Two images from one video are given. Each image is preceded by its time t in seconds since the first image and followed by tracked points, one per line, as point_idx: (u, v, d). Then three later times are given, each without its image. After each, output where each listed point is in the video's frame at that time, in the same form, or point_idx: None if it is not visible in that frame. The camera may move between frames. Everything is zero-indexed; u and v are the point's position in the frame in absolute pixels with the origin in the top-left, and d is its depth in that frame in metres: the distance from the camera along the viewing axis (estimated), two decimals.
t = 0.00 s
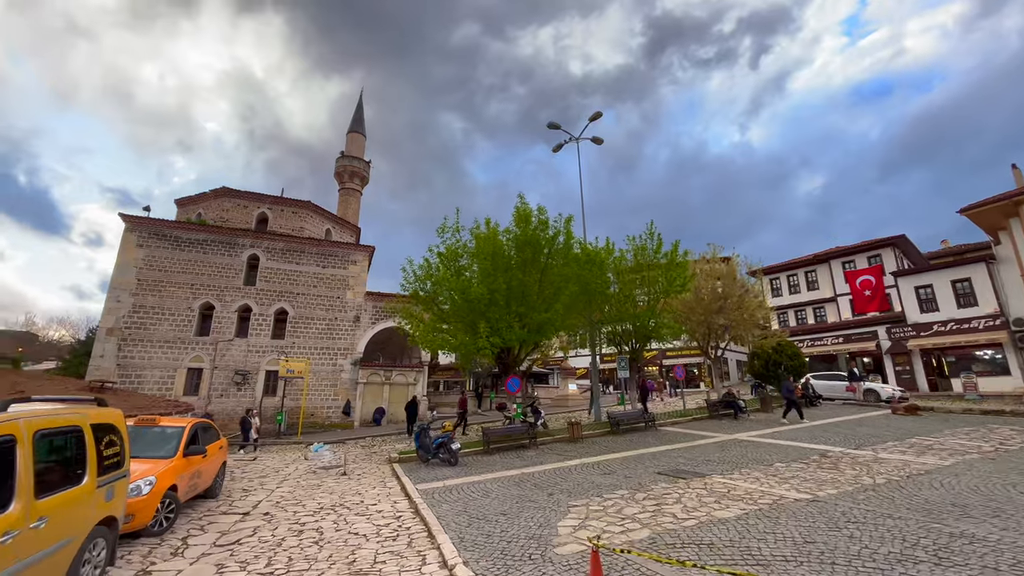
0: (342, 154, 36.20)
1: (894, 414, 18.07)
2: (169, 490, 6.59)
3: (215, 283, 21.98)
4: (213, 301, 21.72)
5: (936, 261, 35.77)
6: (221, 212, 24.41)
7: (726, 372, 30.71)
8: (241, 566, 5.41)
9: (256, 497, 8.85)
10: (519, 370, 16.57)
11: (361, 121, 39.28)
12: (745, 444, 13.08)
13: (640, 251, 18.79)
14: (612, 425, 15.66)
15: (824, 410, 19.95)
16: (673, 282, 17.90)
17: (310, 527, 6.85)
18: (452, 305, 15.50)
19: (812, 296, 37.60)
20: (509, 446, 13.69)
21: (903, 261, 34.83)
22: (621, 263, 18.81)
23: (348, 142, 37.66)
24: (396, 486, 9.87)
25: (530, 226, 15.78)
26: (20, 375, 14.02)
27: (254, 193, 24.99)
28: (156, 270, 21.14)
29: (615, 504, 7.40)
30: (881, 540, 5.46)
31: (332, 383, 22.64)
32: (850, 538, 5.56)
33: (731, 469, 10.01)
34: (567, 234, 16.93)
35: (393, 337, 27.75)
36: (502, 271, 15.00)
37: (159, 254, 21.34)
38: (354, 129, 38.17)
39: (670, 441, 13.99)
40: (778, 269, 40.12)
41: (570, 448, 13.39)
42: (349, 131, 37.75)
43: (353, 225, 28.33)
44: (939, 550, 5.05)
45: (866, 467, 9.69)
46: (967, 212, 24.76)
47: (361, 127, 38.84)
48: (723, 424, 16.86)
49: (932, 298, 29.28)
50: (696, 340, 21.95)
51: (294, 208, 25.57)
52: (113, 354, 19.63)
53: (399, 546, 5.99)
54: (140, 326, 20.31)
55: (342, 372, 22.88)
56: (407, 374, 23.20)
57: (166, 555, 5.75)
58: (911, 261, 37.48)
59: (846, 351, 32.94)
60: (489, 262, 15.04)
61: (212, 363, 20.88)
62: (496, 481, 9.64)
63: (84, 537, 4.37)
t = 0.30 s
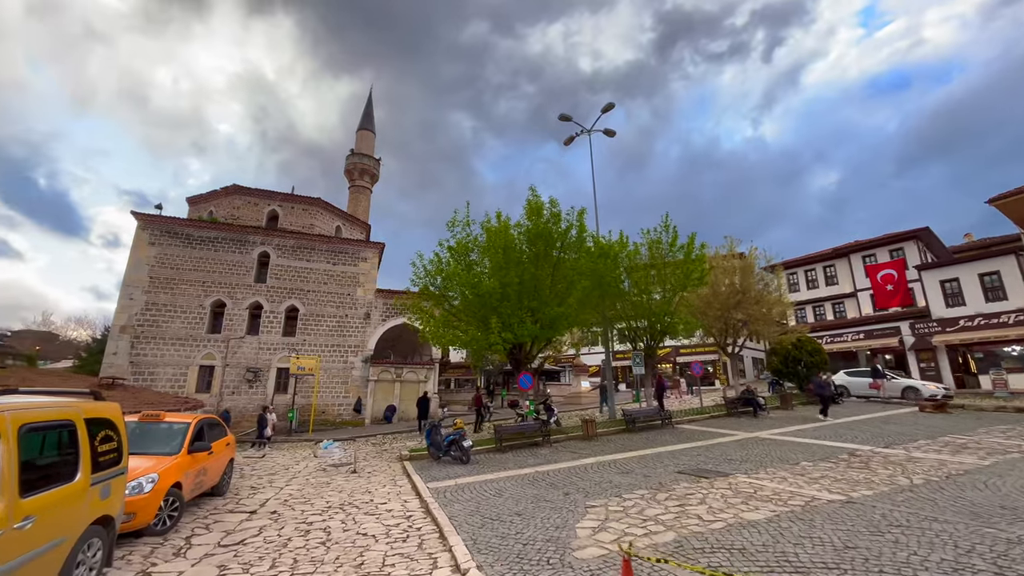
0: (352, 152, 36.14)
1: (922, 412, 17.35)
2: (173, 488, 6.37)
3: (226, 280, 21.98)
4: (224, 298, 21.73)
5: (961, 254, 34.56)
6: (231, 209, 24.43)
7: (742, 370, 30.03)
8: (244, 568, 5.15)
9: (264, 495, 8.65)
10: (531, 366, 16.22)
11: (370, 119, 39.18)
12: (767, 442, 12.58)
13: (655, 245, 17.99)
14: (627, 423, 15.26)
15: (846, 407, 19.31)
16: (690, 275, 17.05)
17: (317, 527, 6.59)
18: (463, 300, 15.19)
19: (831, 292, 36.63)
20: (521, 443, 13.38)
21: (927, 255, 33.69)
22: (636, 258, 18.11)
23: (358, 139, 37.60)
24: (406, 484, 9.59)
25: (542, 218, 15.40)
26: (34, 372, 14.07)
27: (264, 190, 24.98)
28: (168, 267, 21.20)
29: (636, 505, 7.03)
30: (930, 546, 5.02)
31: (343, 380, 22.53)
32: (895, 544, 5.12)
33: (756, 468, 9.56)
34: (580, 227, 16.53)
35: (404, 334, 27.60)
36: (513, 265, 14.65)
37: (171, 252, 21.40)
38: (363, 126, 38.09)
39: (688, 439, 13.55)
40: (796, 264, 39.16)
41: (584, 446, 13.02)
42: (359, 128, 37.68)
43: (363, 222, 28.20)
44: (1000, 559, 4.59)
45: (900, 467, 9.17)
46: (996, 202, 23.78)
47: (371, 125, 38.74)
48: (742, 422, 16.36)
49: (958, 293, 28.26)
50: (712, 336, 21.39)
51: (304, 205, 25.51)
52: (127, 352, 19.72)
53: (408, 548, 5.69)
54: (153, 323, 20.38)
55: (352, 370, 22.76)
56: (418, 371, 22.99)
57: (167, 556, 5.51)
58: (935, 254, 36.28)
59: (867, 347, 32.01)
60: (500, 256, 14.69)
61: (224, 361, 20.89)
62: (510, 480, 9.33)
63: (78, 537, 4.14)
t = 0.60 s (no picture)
0: (364, 149, 36.02)
1: (958, 410, 16.48)
2: (176, 488, 6.10)
3: (239, 277, 21.95)
4: (237, 295, 21.71)
5: (994, 246, 33.09)
6: (244, 206, 24.43)
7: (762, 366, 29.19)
8: None
9: (272, 495, 8.38)
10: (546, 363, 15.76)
11: (382, 115, 39.03)
12: (796, 441, 11.99)
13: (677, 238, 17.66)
14: (646, 421, 14.75)
15: (876, 405, 18.47)
16: (711, 268, 16.49)
17: (325, 530, 6.27)
18: (476, 294, 14.82)
19: (855, 286, 35.46)
20: (537, 442, 13.00)
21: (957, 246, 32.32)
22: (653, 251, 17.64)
23: (369, 136, 37.48)
24: (419, 484, 9.26)
25: (556, 210, 14.94)
26: (49, 369, 14.11)
27: (276, 187, 24.92)
28: (181, 265, 21.24)
29: (662, 509, 6.57)
30: (1002, 561, 4.46)
31: (355, 377, 22.36)
32: (961, 558, 4.57)
33: (788, 469, 9.00)
34: (596, 219, 16.01)
35: (416, 331, 27.38)
36: (527, 257, 14.22)
37: (184, 249, 21.44)
38: (375, 123, 37.95)
39: (710, 438, 13.02)
40: (817, 258, 38.02)
41: (603, 444, 12.57)
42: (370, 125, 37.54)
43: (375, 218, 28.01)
44: None
45: (946, 468, 8.54)
46: None
47: (382, 121, 38.61)
48: (766, 420, 15.70)
49: (992, 285, 27.00)
50: (732, 331, 20.71)
51: (316, 201, 25.41)
52: (142, 349, 19.80)
53: (420, 555, 5.32)
54: (167, 320, 20.44)
55: (365, 367, 22.57)
56: (430, 368, 22.75)
57: (166, 560, 5.23)
58: (965, 246, 34.81)
59: (894, 343, 30.85)
60: (513, 248, 14.27)
61: (237, 358, 20.88)
62: (526, 480, 8.93)
63: (63, 544, 3.83)
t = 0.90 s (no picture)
0: (377, 143, 35.86)
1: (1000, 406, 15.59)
2: (184, 486, 5.86)
3: (254, 273, 21.95)
4: (252, 291, 21.72)
5: None
6: (258, 202, 24.46)
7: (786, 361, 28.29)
8: None
9: (286, 492, 8.13)
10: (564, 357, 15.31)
11: (394, 110, 38.84)
12: (830, 438, 11.38)
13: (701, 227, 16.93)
14: (669, 417, 14.23)
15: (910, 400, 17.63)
16: (736, 258, 15.80)
17: (338, 530, 5.97)
18: (492, 287, 14.43)
19: (882, 277, 34.17)
20: (556, 438, 12.60)
21: (993, 235, 30.82)
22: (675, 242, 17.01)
23: (382, 131, 37.30)
24: (436, 481, 8.95)
25: (573, 198, 14.45)
26: (68, 364, 14.18)
27: (290, 182, 24.85)
28: (197, 260, 21.31)
29: (696, 512, 6.11)
30: None
31: (370, 372, 22.21)
32: None
33: (826, 468, 8.45)
34: (615, 208, 15.46)
35: (431, 326, 27.15)
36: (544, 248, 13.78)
37: (200, 245, 21.50)
38: (387, 118, 37.76)
39: (737, 435, 12.46)
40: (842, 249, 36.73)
41: (625, 441, 12.11)
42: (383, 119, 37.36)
43: (389, 212, 27.78)
44: None
45: (1001, 468, 7.90)
46: None
47: (395, 116, 38.40)
48: (795, 416, 15.04)
49: None
50: (756, 324, 19.97)
51: (329, 196, 25.29)
52: (159, 344, 19.93)
53: (438, 560, 4.96)
54: (184, 316, 20.53)
55: (380, 362, 22.41)
56: (446, 363, 22.57)
57: (173, 563, 4.96)
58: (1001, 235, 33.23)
59: (925, 336, 29.61)
60: (530, 239, 13.83)
61: (253, 353, 20.90)
62: (547, 478, 8.55)
63: (58, 549, 3.56)
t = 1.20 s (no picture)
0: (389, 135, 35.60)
1: None
2: (192, 482, 5.61)
3: (268, 266, 21.91)
4: (267, 284, 21.69)
5: None
6: (271, 195, 24.41)
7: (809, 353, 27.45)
8: None
9: (299, 487, 7.90)
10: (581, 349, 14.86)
11: (406, 102, 38.52)
12: (865, 433, 10.79)
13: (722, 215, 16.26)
14: (692, 410, 13.72)
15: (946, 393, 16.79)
16: (762, 246, 15.11)
17: (351, 530, 5.67)
18: (507, 277, 14.04)
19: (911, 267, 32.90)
20: (575, 432, 12.22)
21: None
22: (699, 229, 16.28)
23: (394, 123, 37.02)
24: (453, 477, 8.64)
25: (590, 185, 13.93)
26: (86, 358, 14.23)
27: (303, 174, 24.72)
28: (212, 254, 21.33)
29: (732, 513, 5.67)
30: None
31: (384, 365, 22.05)
32: None
33: (867, 465, 7.91)
34: (634, 194, 14.90)
35: (445, 319, 26.92)
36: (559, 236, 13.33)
37: (214, 239, 21.51)
38: (399, 110, 37.44)
39: (765, 429, 11.94)
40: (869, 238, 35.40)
41: (647, 435, 11.66)
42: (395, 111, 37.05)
43: (401, 204, 27.50)
44: None
45: None
46: None
47: (407, 108, 38.07)
48: (823, 410, 14.43)
49: None
50: (781, 314, 19.23)
51: (342, 188, 25.10)
52: (176, 338, 20.04)
53: (456, 563, 4.63)
54: (199, 310, 20.59)
55: (394, 355, 22.25)
56: (460, 356, 22.36)
57: (178, 564, 4.70)
58: None
59: (957, 327, 28.40)
60: (545, 227, 13.37)
61: (268, 347, 20.91)
62: (568, 474, 8.17)
63: (49, 553, 3.29)
